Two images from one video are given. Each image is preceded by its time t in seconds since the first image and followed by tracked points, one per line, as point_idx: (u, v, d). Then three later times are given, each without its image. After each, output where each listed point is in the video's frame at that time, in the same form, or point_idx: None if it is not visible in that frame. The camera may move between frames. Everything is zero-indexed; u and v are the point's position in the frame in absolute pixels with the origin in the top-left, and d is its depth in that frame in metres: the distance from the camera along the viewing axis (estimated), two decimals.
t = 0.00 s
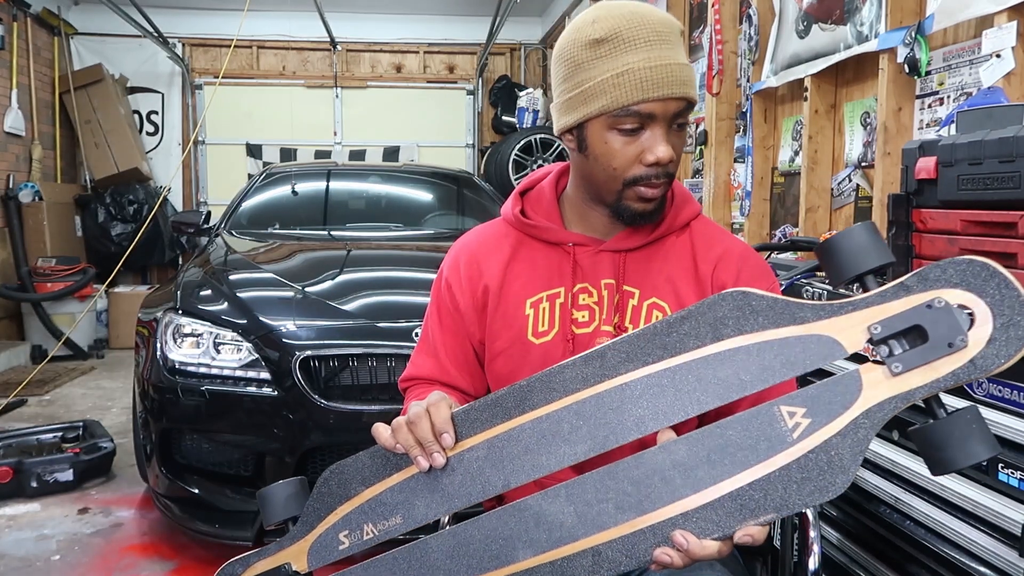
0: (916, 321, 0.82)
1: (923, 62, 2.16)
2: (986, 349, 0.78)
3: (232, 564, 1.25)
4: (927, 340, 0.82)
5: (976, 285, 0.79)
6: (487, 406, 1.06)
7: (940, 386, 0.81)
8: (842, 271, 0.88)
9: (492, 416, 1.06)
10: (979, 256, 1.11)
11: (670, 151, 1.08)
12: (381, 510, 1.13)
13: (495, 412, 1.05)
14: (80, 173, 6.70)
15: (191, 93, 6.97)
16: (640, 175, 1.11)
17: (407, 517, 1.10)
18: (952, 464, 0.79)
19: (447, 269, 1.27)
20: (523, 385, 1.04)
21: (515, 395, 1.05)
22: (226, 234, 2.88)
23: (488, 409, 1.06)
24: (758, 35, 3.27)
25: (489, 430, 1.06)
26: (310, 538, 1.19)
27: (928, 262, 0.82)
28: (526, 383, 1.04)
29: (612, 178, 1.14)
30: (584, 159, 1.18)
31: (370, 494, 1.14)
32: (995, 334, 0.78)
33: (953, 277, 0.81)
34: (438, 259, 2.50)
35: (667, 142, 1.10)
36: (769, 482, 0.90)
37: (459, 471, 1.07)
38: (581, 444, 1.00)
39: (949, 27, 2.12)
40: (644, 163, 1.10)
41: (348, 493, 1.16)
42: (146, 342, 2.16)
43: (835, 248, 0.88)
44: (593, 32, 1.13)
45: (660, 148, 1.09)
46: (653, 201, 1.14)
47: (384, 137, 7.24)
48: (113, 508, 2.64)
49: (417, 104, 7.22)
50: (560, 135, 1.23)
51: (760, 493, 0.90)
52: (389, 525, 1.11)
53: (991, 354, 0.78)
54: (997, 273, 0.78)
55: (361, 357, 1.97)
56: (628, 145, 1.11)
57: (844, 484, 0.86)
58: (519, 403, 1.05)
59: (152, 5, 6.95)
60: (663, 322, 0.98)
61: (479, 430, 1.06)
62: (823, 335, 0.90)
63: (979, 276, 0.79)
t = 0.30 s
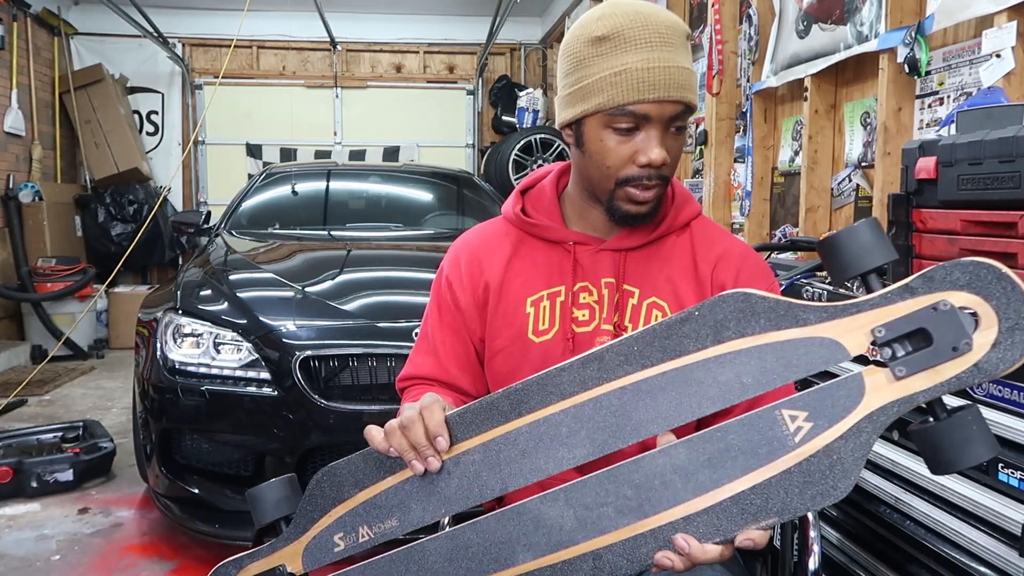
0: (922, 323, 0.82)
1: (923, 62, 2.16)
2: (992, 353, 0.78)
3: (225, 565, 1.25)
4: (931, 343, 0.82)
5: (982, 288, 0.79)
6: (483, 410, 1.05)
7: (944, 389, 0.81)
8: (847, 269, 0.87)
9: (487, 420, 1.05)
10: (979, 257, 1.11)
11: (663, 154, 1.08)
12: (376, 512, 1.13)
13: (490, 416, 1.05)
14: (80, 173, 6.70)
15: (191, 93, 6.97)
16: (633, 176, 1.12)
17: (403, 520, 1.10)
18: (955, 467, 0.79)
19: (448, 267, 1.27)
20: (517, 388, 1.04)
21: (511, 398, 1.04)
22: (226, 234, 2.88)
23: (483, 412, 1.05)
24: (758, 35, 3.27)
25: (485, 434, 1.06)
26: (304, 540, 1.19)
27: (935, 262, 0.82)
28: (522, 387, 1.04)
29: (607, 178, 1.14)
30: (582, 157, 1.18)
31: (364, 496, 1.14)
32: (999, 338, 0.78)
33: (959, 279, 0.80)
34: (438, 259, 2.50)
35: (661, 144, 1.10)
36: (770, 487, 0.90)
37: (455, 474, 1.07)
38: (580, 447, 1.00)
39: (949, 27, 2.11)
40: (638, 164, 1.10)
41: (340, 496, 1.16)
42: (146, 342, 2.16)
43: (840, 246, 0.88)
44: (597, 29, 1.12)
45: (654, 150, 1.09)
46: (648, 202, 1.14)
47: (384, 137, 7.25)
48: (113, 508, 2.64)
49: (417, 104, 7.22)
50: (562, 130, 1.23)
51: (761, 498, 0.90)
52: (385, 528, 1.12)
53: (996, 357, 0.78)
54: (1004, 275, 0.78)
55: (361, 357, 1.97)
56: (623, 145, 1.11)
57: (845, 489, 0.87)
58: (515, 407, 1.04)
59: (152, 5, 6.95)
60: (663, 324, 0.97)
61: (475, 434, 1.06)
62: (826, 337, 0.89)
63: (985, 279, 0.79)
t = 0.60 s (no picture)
0: (917, 318, 0.82)
1: (923, 62, 2.16)
2: (989, 346, 0.78)
3: (221, 567, 1.25)
4: (927, 337, 0.82)
5: (979, 281, 0.79)
6: (475, 411, 1.05)
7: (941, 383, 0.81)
8: (843, 262, 0.88)
9: (480, 420, 1.05)
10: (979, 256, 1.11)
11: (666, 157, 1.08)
12: (371, 514, 1.13)
13: (483, 417, 1.05)
14: (80, 173, 6.70)
15: (191, 93, 6.97)
16: (634, 178, 1.12)
17: (399, 521, 1.11)
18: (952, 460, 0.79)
19: (448, 268, 1.27)
20: (508, 389, 1.04)
21: (504, 399, 1.04)
22: (226, 234, 2.88)
23: (476, 413, 1.05)
24: (758, 35, 3.27)
25: (478, 435, 1.05)
26: (299, 543, 1.19)
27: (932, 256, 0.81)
28: (515, 387, 1.04)
29: (608, 180, 1.14)
30: (583, 158, 1.18)
31: (358, 497, 1.14)
32: (997, 332, 0.78)
33: (955, 272, 0.80)
34: (438, 259, 2.50)
35: (663, 147, 1.10)
36: (768, 485, 0.90)
37: (451, 474, 1.07)
38: (576, 446, 1.01)
39: (949, 27, 2.12)
40: (640, 166, 1.10)
41: (335, 498, 1.16)
42: (146, 341, 2.16)
43: (835, 239, 0.88)
44: (599, 32, 1.12)
45: (656, 153, 1.09)
46: (649, 203, 1.15)
47: (384, 137, 7.25)
48: (113, 508, 2.64)
49: (417, 104, 7.22)
50: (563, 132, 1.23)
51: (759, 495, 0.90)
52: (381, 529, 1.12)
53: (992, 351, 0.78)
54: (1000, 267, 0.78)
55: (362, 357, 1.97)
56: (625, 147, 1.11)
57: (843, 485, 0.87)
58: (508, 407, 1.04)
59: (152, 5, 6.95)
60: (656, 323, 0.97)
61: (468, 434, 1.06)
62: (822, 332, 0.89)
63: (981, 271, 0.79)
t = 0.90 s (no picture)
0: (922, 324, 0.82)
1: (923, 62, 2.16)
2: (995, 353, 0.78)
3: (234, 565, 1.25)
4: (932, 344, 0.81)
5: (983, 289, 0.79)
6: (487, 408, 1.06)
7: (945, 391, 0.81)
8: (848, 272, 0.88)
9: (492, 417, 1.06)
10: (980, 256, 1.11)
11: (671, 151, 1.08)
12: (381, 510, 1.13)
13: (494, 414, 1.06)
14: (80, 173, 6.70)
15: (191, 93, 6.97)
16: (637, 173, 1.12)
17: (407, 517, 1.10)
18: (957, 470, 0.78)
19: (444, 273, 1.27)
20: (525, 387, 1.04)
21: (515, 397, 1.05)
22: (226, 234, 2.88)
23: (487, 410, 1.06)
24: (758, 35, 3.27)
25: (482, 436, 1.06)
26: (312, 538, 1.19)
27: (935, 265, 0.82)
28: (527, 385, 1.04)
29: (609, 175, 1.14)
30: (582, 156, 1.18)
31: (371, 492, 1.14)
32: (1002, 339, 0.77)
33: (960, 281, 0.80)
34: (438, 259, 2.50)
35: (665, 141, 1.10)
36: (770, 487, 0.89)
37: (459, 473, 1.07)
38: (581, 445, 1.00)
39: (949, 27, 2.11)
40: (642, 161, 1.10)
41: (348, 493, 1.16)
42: (146, 341, 2.16)
43: (841, 248, 0.88)
44: (600, 28, 1.12)
45: (658, 147, 1.09)
46: (649, 200, 1.15)
47: (384, 137, 7.25)
48: (113, 508, 2.64)
49: (416, 104, 7.22)
50: (560, 130, 1.23)
51: (762, 498, 0.90)
52: (389, 526, 1.12)
53: (997, 358, 0.77)
54: (1004, 275, 0.78)
55: (362, 357, 1.97)
56: (628, 143, 1.11)
57: (846, 490, 0.86)
58: (518, 405, 1.05)
59: (152, 5, 6.95)
60: (664, 324, 0.98)
61: (478, 432, 1.06)
62: (828, 338, 0.89)
63: (985, 280, 0.79)
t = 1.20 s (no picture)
0: (921, 328, 0.81)
1: (923, 62, 2.16)
2: (994, 356, 0.76)
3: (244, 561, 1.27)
4: (931, 347, 0.80)
5: (980, 293, 0.78)
6: (496, 406, 1.06)
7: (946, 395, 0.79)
8: (849, 281, 0.87)
9: (502, 416, 1.05)
10: (979, 256, 1.11)
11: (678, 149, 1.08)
12: (389, 508, 1.14)
13: (502, 412, 1.05)
14: (80, 173, 6.70)
15: (191, 93, 6.97)
16: (642, 171, 1.12)
17: (414, 514, 1.11)
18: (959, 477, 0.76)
19: (445, 269, 1.26)
20: (537, 386, 1.04)
21: (523, 395, 1.05)
22: (226, 234, 2.88)
23: (497, 409, 1.06)
24: (758, 35, 3.27)
25: (485, 435, 1.06)
26: (322, 535, 1.21)
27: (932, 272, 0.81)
28: (536, 384, 1.04)
29: (615, 172, 1.13)
30: (586, 153, 1.18)
31: (381, 490, 1.15)
32: (1002, 341, 0.76)
33: (959, 285, 0.80)
34: (438, 259, 2.50)
35: (672, 139, 1.11)
36: (770, 486, 0.89)
37: (464, 472, 1.07)
38: (585, 444, 1.00)
39: (949, 27, 2.11)
40: (649, 159, 1.10)
41: (358, 490, 1.17)
42: (146, 341, 2.16)
43: (843, 258, 0.88)
44: (607, 26, 1.12)
45: (665, 144, 1.09)
46: (653, 198, 1.15)
47: (384, 137, 7.25)
48: (113, 508, 2.64)
49: (416, 104, 7.22)
50: (564, 128, 1.23)
51: (761, 497, 0.89)
52: (396, 523, 1.13)
53: (997, 360, 0.76)
54: (1002, 278, 0.77)
55: (362, 357, 1.97)
56: (635, 140, 1.11)
57: (846, 490, 0.85)
58: (525, 405, 1.04)
59: (152, 5, 6.95)
60: (669, 326, 0.99)
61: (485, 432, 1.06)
62: (830, 342, 0.89)
63: (984, 284, 0.78)
